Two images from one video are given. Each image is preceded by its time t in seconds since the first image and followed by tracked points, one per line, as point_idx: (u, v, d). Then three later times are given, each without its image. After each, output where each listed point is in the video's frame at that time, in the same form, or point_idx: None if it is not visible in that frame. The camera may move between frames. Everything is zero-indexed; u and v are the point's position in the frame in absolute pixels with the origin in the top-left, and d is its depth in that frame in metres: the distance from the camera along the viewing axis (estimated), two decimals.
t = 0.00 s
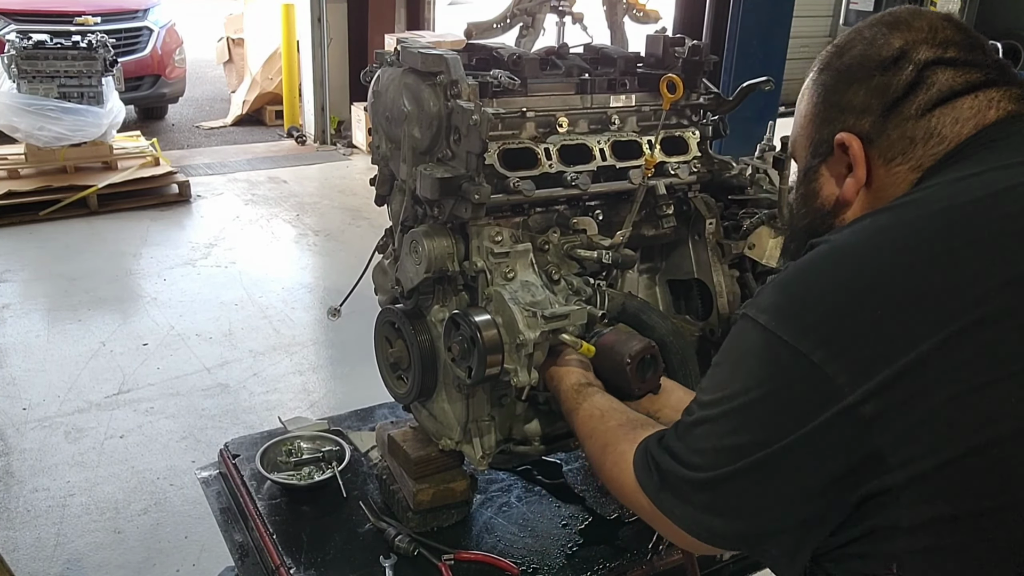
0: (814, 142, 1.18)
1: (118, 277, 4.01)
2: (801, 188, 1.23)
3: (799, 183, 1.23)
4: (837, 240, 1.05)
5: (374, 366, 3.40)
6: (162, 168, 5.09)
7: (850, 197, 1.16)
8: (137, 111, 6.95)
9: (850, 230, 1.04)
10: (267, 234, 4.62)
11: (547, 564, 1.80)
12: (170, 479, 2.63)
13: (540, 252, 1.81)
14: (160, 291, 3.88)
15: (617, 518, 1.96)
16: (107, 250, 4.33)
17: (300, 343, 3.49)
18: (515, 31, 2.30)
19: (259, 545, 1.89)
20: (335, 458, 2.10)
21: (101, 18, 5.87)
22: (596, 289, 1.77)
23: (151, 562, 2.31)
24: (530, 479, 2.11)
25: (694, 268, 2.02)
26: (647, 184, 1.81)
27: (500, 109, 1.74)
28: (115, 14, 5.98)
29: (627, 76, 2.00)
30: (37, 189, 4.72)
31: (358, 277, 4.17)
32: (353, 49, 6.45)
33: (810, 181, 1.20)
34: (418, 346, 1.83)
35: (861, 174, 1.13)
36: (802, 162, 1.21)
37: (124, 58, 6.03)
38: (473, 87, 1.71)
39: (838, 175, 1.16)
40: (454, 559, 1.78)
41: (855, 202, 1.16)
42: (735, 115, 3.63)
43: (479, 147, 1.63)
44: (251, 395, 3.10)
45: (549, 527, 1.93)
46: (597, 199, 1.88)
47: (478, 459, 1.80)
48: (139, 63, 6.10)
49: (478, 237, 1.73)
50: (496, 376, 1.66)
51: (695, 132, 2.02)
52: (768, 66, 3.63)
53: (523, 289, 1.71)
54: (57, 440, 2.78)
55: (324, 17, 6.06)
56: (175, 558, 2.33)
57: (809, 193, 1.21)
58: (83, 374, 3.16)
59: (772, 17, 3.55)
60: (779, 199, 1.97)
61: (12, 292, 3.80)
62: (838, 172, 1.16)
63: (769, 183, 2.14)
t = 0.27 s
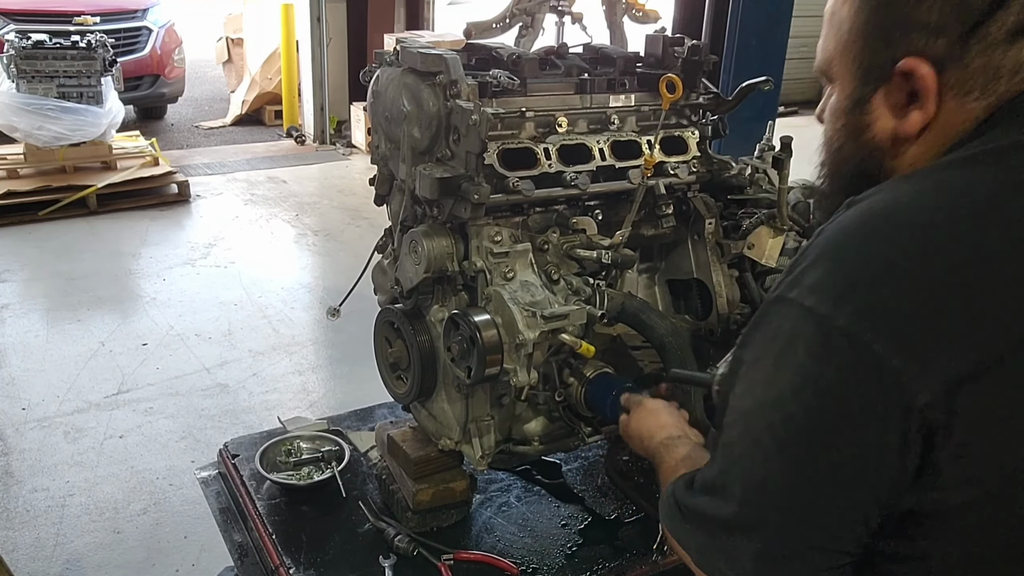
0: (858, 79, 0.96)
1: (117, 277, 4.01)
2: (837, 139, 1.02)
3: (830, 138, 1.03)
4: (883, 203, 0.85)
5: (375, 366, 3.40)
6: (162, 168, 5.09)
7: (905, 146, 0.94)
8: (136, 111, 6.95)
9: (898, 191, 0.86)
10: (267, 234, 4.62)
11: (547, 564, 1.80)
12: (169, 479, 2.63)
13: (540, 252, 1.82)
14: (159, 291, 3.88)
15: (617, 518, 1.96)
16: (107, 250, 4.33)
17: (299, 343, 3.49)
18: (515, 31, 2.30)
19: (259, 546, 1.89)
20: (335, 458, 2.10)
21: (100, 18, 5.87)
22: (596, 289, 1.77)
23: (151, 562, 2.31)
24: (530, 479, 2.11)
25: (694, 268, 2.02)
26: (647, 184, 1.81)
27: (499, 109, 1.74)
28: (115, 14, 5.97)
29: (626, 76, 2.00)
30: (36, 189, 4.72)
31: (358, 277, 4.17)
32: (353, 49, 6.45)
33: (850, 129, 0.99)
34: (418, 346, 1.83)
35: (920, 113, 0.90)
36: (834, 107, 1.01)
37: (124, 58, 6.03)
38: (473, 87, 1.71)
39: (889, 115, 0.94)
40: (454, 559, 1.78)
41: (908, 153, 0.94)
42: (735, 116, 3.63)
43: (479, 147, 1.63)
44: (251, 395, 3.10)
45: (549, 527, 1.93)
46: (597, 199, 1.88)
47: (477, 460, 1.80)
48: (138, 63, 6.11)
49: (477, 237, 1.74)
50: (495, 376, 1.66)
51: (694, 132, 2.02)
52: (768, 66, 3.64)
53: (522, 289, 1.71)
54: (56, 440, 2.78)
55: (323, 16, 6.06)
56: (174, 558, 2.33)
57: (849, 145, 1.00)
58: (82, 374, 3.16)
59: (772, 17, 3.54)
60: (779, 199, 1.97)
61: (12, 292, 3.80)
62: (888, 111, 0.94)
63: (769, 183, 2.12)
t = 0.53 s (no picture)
0: None
1: (115, 277, 4.00)
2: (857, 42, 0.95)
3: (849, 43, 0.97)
4: (910, 78, 0.77)
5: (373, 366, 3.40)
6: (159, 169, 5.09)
7: (939, 31, 0.87)
8: (134, 112, 6.95)
9: (927, 65, 0.78)
10: (265, 235, 4.63)
11: (543, 564, 1.80)
12: (167, 479, 2.63)
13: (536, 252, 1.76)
14: (157, 291, 3.88)
15: (614, 518, 1.96)
16: (105, 250, 4.33)
17: (297, 343, 3.49)
18: (512, 31, 2.31)
19: (256, 546, 1.89)
20: (332, 458, 2.10)
21: (98, 18, 5.87)
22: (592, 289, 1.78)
23: (148, 562, 2.31)
24: (527, 479, 2.11)
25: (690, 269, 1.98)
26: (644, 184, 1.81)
27: (495, 109, 1.74)
28: (113, 15, 5.98)
29: (622, 76, 2.00)
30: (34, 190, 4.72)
31: (356, 277, 4.17)
32: (351, 49, 6.45)
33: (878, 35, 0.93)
34: (414, 346, 1.83)
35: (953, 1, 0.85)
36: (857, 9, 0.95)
37: (122, 58, 6.03)
38: (468, 87, 1.71)
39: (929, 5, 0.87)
40: (450, 559, 1.78)
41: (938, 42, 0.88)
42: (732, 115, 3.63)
43: (474, 147, 1.63)
44: (249, 395, 3.10)
45: (546, 527, 1.93)
46: (593, 199, 1.88)
47: (474, 460, 1.80)
48: (136, 63, 6.11)
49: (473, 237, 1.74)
50: (491, 376, 1.66)
51: (690, 132, 2.02)
52: (766, 66, 3.64)
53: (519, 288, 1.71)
54: (54, 441, 2.78)
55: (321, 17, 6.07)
56: (172, 559, 2.33)
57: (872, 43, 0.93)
58: (80, 374, 3.16)
59: (769, 17, 3.55)
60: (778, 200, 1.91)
61: (10, 293, 3.80)
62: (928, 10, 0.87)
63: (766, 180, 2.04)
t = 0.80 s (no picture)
0: None
1: (115, 277, 4.00)
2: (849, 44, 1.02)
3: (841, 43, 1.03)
4: (881, 74, 0.81)
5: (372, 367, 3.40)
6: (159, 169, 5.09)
7: (919, 26, 0.92)
8: (134, 112, 6.95)
9: (896, 63, 0.82)
10: (265, 235, 4.62)
11: (544, 564, 1.80)
12: (166, 479, 2.63)
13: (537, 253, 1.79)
14: (156, 291, 3.88)
15: (614, 518, 1.96)
16: (105, 250, 4.33)
17: (297, 343, 3.49)
18: (512, 31, 2.31)
19: (256, 546, 1.89)
20: (332, 458, 2.10)
21: (97, 18, 5.87)
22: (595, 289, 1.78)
23: (148, 562, 2.31)
24: (527, 479, 2.11)
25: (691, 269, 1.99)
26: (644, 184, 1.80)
27: (496, 109, 1.73)
28: (112, 15, 5.97)
29: (622, 76, 2.00)
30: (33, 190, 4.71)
31: (356, 277, 4.17)
32: (351, 49, 6.45)
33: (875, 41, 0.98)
34: (415, 346, 1.83)
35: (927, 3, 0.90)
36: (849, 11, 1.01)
37: (121, 58, 6.03)
38: (469, 87, 1.71)
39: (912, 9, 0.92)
40: (451, 560, 1.78)
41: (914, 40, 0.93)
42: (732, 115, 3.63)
43: (475, 148, 1.63)
44: (248, 395, 3.10)
45: (546, 527, 1.93)
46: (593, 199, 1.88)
47: (474, 460, 1.79)
48: (136, 63, 6.10)
49: (474, 237, 1.73)
50: (492, 376, 1.66)
51: (690, 132, 2.01)
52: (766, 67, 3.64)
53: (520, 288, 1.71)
54: (53, 441, 2.78)
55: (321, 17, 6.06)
56: (171, 559, 2.32)
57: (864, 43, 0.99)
58: (80, 374, 3.16)
59: (769, 17, 3.55)
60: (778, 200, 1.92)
61: (9, 293, 3.80)
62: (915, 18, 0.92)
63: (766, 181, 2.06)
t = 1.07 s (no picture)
0: None
1: (115, 277, 4.00)
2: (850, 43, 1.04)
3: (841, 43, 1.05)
4: (873, 71, 0.85)
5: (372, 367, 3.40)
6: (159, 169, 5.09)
7: (917, 26, 0.94)
8: (134, 112, 6.94)
9: (891, 60, 0.85)
10: (265, 235, 4.62)
11: (544, 565, 1.80)
12: (167, 479, 2.63)
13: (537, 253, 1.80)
14: (157, 292, 3.87)
15: (614, 519, 1.96)
16: (105, 250, 4.33)
17: (297, 343, 3.49)
18: (512, 31, 2.31)
19: (256, 546, 1.88)
20: (332, 458, 2.10)
21: (97, 18, 5.87)
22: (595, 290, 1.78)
23: (148, 562, 2.31)
24: (528, 479, 2.11)
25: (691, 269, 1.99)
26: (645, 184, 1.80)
27: (496, 109, 1.73)
28: (112, 15, 5.97)
29: (623, 76, 2.00)
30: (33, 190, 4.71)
31: (356, 277, 4.17)
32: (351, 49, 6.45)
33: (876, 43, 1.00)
34: (415, 346, 1.83)
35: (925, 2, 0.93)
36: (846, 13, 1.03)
37: (121, 58, 6.03)
38: (469, 87, 1.71)
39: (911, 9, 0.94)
40: (451, 559, 1.78)
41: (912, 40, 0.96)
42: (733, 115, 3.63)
43: (475, 147, 1.63)
44: (248, 395, 3.10)
45: (547, 527, 1.93)
46: (594, 199, 1.88)
47: (475, 460, 1.79)
48: (136, 63, 6.10)
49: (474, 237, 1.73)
50: (492, 376, 1.66)
51: (691, 132, 2.02)
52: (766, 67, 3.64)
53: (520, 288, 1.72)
54: (54, 441, 2.78)
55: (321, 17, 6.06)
56: (172, 559, 2.32)
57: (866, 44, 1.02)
58: (80, 374, 3.16)
59: (769, 17, 3.55)
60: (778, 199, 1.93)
61: (10, 293, 3.80)
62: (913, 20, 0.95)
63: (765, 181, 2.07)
